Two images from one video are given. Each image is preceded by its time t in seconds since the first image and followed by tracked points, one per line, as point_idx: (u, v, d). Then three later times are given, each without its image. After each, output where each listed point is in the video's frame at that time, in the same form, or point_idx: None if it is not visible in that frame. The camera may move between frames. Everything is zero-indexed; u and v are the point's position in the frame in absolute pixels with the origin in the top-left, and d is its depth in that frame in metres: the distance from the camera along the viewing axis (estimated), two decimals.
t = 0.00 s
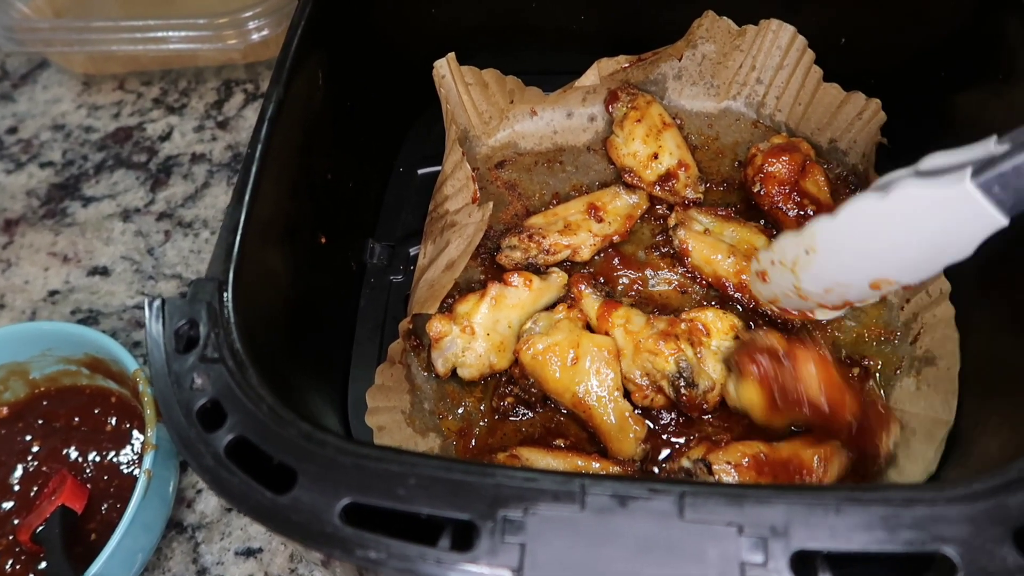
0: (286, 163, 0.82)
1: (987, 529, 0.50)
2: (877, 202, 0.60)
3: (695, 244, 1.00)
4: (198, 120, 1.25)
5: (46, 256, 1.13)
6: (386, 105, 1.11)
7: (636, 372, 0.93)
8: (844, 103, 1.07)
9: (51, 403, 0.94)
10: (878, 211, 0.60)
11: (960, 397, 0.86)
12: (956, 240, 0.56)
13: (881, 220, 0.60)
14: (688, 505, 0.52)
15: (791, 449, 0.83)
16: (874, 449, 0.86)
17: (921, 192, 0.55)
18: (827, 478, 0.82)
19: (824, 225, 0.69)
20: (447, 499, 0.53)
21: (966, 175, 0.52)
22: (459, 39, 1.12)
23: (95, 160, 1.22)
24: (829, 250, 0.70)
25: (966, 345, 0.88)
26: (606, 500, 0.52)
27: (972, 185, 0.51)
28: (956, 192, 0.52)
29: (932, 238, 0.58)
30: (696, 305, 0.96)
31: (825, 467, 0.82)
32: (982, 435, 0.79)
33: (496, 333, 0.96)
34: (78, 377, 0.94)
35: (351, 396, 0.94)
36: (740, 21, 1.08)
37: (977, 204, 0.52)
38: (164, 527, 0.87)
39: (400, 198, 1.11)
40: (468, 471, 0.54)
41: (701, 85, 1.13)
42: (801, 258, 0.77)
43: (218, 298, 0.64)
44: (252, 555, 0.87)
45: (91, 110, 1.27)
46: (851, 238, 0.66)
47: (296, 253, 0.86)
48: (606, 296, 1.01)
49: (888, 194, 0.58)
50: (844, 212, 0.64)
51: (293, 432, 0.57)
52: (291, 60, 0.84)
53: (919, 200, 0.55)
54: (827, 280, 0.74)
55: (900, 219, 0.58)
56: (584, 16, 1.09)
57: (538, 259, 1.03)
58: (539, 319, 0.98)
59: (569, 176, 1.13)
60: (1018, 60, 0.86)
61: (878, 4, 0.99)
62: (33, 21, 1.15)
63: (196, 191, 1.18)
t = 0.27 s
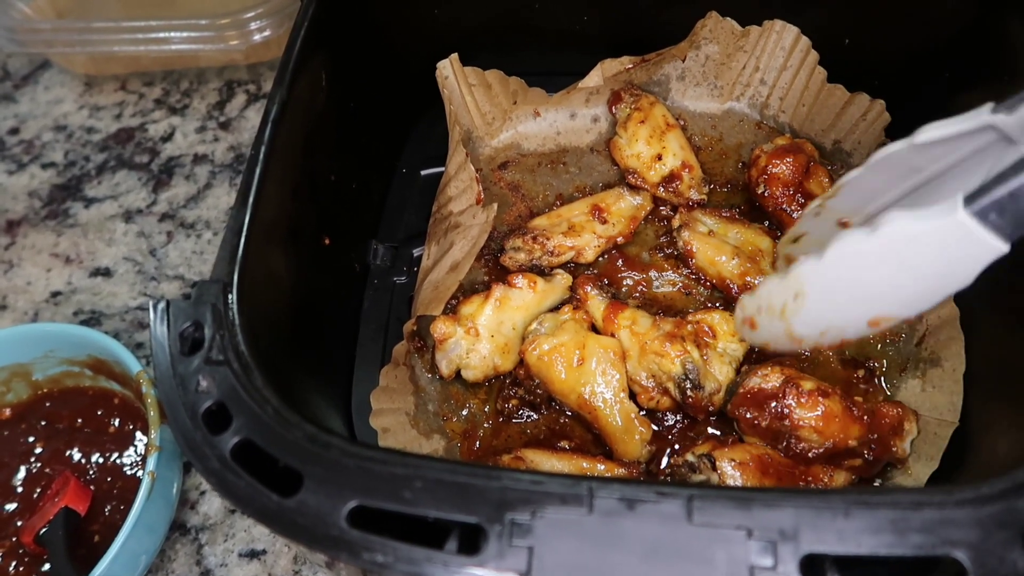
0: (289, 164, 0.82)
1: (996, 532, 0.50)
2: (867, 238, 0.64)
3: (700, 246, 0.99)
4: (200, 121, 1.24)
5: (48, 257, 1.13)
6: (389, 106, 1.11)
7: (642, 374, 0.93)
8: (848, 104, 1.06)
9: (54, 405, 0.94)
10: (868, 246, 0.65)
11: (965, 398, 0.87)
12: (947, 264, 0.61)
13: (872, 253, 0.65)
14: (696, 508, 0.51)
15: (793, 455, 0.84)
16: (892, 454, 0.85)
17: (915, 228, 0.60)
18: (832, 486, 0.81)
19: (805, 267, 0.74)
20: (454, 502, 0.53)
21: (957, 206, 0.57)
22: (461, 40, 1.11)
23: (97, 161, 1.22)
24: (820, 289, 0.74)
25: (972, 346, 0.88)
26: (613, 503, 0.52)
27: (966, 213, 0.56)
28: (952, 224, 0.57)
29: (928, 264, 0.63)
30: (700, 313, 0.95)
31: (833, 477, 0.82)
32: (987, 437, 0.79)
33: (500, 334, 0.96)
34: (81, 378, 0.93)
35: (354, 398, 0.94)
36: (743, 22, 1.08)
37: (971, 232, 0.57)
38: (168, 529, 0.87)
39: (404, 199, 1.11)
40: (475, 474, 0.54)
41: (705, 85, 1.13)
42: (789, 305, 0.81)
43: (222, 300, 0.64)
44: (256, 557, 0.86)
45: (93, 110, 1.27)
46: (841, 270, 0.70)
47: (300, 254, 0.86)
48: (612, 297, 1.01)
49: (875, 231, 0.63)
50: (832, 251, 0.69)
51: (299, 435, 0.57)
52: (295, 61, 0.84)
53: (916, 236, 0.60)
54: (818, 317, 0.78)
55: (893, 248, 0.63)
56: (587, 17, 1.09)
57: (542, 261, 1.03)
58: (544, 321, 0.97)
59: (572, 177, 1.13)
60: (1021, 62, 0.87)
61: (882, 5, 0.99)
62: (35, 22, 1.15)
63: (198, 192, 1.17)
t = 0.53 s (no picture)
0: (285, 169, 0.82)
1: (993, 542, 0.50)
2: (885, 397, 0.62)
3: (697, 250, 1.00)
4: (197, 124, 1.24)
5: (45, 260, 1.13)
6: (387, 109, 1.11)
7: (634, 379, 0.93)
8: (847, 107, 1.06)
9: (51, 409, 0.93)
10: (888, 400, 0.63)
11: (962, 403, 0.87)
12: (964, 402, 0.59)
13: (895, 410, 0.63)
14: (692, 516, 0.51)
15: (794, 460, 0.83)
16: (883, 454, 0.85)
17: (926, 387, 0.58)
18: (827, 493, 0.80)
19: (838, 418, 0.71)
20: (449, 510, 0.53)
21: (958, 356, 0.55)
22: (459, 43, 1.11)
23: (94, 164, 1.21)
24: (855, 434, 0.71)
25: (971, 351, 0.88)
26: (609, 512, 0.52)
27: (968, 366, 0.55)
28: (955, 372, 0.56)
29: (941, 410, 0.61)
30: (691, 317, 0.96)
31: (828, 482, 0.80)
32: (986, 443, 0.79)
33: (498, 339, 0.95)
34: (77, 383, 0.93)
35: (351, 403, 0.94)
36: (742, 25, 1.07)
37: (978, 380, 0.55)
38: (164, 534, 0.86)
39: (402, 203, 1.11)
40: (470, 482, 0.53)
41: (703, 89, 1.12)
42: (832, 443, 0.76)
43: (217, 306, 0.64)
44: (252, 562, 0.86)
45: (90, 113, 1.27)
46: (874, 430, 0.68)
47: (296, 259, 0.85)
48: (609, 299, 1.00)
49: (893, 389, 0.61)
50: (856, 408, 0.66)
51: (293, 443, 0.56)
52: (291, 66, 0.84)
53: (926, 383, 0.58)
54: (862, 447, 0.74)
55: (912, 404, 0.61)
56: (585, 20, 1.09)
57: (540, 266, 1.03)
58: (540, 326, 0.97)
59: (570, 181, 1.13)
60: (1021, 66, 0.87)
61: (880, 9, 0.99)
62: (32, 25, 1.15)
63: (195, 196, 1.17)
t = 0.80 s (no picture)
0: (284, 166, 0.82)
1: (988, 536, 0.50)
2: (890, 190, 0.69)
3: (695, 248, 1.00)
4: (197, 122, 1.24)
5: (45, 258, 1.13)
6: (386, 108, 1.11)
7: (628, 354, 0.93)
8: (846, 104, 1.07)
9: (50, 407, 0.94)
10: (891, 198, 0.70)
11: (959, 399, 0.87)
12: (960, 225, 0.65)
13: (892, 208, 0.70)
14: (689, 511, 0.51)
15: (790, 456, 0.83)
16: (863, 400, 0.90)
17: (927, 188, 0.64)
18: (826, 486, 0.81)
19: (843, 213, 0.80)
20: (446, 505, 0.53)
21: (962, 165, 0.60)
22: (458, 41, 1.11)
23: (94, 162, 1.21)
24: (852, 236, 0.80)
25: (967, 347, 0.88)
26: (606, 507, 0.52)
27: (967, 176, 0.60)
28: (953, 182, 0.61)
29: (936, 234, 0.68)
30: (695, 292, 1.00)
31: (824, 475, 0.82)
32: (983, 439, 0.79)
33: (495, 335, 0.96)
34: (77, 380, 0.93)
35: (350, 400, 0.94)
36: (740, 23, 1.07)
37: (974, 196, 0.61)
38: (164, 531, 0.86)
39: (400, 201, 1.11)
40: (468, 477, 0.54)
41: (702, 87, 1.13)
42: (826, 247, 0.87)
43: (216, 302, 0.64)
44: (252, 558, 0.86)
45: (90, 111, 1.27)
46: (872, 217, 0.74)
47: (295, 257, 0.86)
48: (599, 281, 1.01)
49: (897, 187, 0.68)
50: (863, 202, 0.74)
51: (292, 438, 0.57)
52: (290, 64, 0.84)
53: (928, 195, 0.65)
54: (845, 262, 0.85)
55: (906, 209, 0.68)
56: (584, 18, 1.09)
57: (531, 254, 1.03)
58: (537, 323, 0.97)
59: (568, 179, 1.13)
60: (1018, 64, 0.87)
61: (878, 7, 0.99)
62: (32, 23, 1.15)
63: (195, 194, 1.17)
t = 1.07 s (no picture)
0: (289, 168, 0.82)
1: (1001, 543, 0.50)
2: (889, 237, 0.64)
3: (701, 250, 0.99)
4: (200, 122, 1.24)
5: (48, 259, 1.13)
6: (389, 109, 1.10)
7: (634, 358, 0.93)
8: (852, 105, 1.06)
9: (54, 409, 0.93)
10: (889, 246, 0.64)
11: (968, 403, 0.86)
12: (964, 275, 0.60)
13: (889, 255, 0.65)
14: (699, 517, 0.51)
15: (797, 459, 0.83)
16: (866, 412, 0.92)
17: (935, 233, 0.59)
18: (833, 491, 0.81)
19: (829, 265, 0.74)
20: (455, 511, 0.52)
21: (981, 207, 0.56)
22: (463, 42, 1.11)
23: (97, 163, 1.21)
24: (837, 290, 0.74)
25: (976, 349, 0.88)
26: (616, 513, 0.51)
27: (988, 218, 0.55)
28: (970, 224, 0.56)
29: (937, 285, 0.63)
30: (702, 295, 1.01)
31: (832, 479, 0.81)
32: (992, 443, 0.79)
33: (500, 337, 0.95)
34: (81, 382, 0.93)
35: (355, 402, 0.94)
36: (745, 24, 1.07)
37: (991, 240, 0.56)
38: (168, 533, 0.86)
39: (404, 202, 1.10)
40: (477, 483, 0.53)
41: (706, 88, 1.12)
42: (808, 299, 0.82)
43: (222, 306, 0.64)
44: (256, 561, 0.86)
45: (93, 112, 1.27)
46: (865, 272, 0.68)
47: (300, 258, 0.85)
48: (604, 283, 1.01)
49: (900, 234, 0.63)
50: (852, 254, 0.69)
51: (300, 443, 0.56)
52: (295, 65, 0.83)
53: (934, 234, 0.59)
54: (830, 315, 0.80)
55: (908, 260, 0.63)
56: (589, 19, 1.08)
57: (535, 257, 1.03)
58: (542, 326, 0.97)
59: (573, 180, 1.12)
60: None
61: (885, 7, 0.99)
62: (34, 23, 1.15)
63: (198, 195, 1.17)
